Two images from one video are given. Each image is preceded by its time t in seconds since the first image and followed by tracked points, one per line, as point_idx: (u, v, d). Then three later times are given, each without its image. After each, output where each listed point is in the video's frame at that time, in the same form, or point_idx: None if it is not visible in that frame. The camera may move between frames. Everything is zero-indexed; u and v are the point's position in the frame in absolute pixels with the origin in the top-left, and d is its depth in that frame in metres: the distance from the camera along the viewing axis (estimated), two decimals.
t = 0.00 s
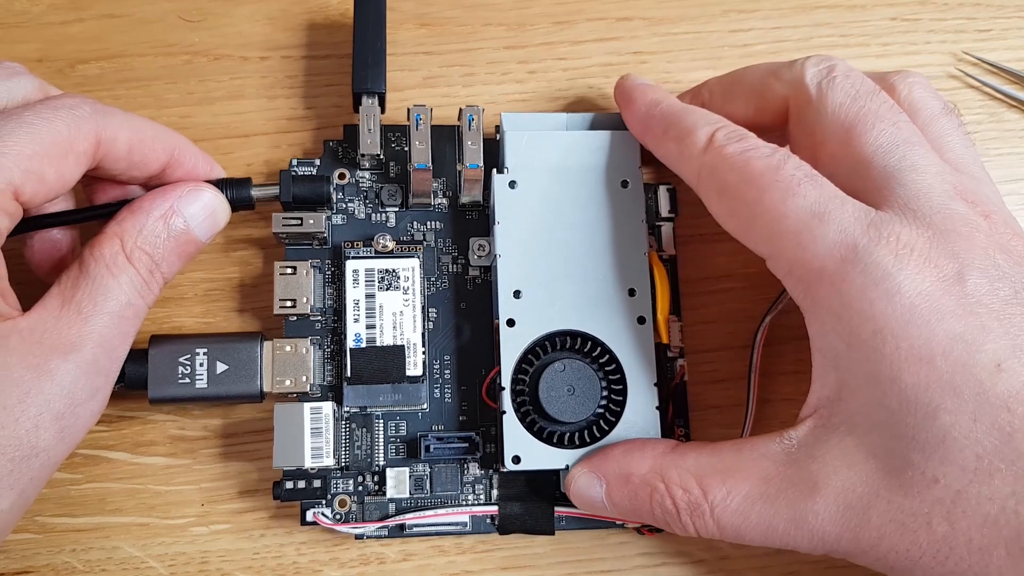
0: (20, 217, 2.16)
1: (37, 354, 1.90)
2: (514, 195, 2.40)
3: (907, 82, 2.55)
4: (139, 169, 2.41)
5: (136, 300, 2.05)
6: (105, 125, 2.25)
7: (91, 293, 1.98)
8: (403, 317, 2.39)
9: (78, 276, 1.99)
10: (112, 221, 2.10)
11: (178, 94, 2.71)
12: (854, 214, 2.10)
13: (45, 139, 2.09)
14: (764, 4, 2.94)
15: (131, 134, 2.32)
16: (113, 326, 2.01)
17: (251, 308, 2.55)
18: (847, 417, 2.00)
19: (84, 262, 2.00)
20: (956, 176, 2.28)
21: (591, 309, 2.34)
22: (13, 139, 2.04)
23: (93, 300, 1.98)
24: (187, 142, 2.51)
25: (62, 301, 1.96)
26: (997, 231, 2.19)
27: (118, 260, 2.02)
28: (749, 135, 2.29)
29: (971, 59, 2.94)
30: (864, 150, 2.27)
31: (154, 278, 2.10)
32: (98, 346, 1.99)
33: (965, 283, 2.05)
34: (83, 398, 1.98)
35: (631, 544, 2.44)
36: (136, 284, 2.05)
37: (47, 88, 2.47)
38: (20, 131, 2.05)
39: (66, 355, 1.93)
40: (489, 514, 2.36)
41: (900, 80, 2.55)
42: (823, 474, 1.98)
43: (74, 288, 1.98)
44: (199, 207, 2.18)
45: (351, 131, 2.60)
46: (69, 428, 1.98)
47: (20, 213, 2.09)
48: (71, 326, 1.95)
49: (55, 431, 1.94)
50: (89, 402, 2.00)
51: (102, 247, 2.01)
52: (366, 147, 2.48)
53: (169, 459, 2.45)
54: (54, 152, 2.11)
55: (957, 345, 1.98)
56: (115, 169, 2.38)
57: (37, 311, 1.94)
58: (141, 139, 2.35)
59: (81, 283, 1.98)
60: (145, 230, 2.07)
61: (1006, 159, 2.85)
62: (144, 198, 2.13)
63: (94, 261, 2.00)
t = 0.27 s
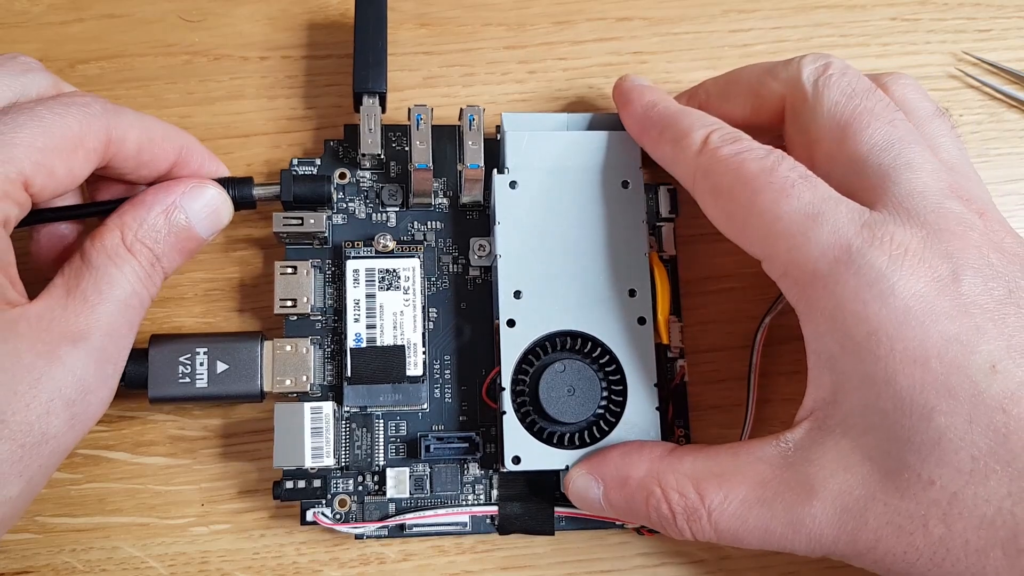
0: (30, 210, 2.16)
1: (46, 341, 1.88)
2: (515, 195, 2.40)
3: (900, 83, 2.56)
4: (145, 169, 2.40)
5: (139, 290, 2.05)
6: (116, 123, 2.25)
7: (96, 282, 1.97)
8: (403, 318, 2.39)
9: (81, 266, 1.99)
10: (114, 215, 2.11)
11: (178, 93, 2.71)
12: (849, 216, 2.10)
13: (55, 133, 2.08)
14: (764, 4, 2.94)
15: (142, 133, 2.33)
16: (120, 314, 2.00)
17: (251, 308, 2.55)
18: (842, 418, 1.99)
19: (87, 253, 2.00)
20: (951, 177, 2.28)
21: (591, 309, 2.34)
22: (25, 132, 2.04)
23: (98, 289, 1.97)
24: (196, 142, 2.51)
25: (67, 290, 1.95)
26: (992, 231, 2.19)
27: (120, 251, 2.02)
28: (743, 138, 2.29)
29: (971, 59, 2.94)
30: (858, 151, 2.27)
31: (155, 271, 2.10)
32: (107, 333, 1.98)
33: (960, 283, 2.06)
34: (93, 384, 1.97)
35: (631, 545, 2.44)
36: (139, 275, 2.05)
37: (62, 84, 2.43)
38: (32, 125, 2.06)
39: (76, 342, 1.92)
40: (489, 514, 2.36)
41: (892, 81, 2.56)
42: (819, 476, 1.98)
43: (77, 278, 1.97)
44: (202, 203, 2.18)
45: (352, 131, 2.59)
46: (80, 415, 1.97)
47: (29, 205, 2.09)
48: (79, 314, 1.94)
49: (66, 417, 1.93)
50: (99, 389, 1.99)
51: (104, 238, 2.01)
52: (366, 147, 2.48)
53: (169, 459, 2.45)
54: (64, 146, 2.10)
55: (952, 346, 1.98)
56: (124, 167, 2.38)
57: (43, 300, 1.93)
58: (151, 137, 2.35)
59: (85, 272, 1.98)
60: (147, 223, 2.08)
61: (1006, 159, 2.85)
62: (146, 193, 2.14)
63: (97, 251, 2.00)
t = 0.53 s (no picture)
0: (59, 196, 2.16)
1: (69, 320, 1.88)
2: (515, 198, 2.40)
3: (894, 90, 2.57)
4: (174, 166, 2.40)
5: (158, 275, 2.05)
6: (154, 117, 2.26)
7: (116, 265, 1.97)
8: (403, 320, 2.39)
9: (100, 250, 1.99)
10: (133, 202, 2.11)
11: (178, 93, 2.70)
12: (847, 220, 2.10)
13: (97, 121, 2.08)
14: (764, 4, 2.94)
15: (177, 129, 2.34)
16: (139, 297, 2.00)
17: (251, 309, 2.55)
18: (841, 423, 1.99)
19: (107, 237, 2.00)
20: (948, 181, 2.28)
21: (591, 312, 2.34)
22: (68, 114, 2.03)
23: (119, 271, 1.97)
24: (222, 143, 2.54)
25: (87, 272, 1.95)
26: (989, 234, 2.19)
27: (139, 237, 2.02)
28: (740, 142, 2.29)
29: (971, 59, 2.94)
30: (854, 155, 2.27)
31: (173, 258, 2.10)
32: (127, 314, 1.97)
33: (957, 287, 2.06)
34: (114, 362, 1.97)
35: (631, 545, 2.45)
36: (157, 260, 2.05)
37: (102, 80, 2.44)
38: (75, 109, 2.05)
39: (97, 322, 1.91)
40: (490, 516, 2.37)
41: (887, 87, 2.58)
42: (818, 481, 1.98)
43: (97, 261, 1.97)
44: (220, 194, 2.19)
45: (351, 134, 2.59)
46: (99, 395, 1.96)
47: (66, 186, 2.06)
48: (102, 295, 1.94)
49: (87, 394, 1.93)
50: (120, 367, 1.99)
51: (124, 224, 2.02)
52: (366, 150, 2.47)
53: (169, 459, 2.45)
54: (104, 134, 2.10)
55: (950, 350, 1.98)
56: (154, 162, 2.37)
57: (64, 280, 1.92)
58: (185, 134, 2.37)
59: (105, 255, 1.98)
60: (165, 210, 2.08)
61: (1005, 159, 2.86)
62: (166, 182, 2.14)
63: (117, 236, 2.00)
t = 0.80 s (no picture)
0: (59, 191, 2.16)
1: (56, 321, 1.89)
2: (512, 197, 2.40)
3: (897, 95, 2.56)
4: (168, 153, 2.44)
5: (151, 278, 2.05)
6: (148, 101, 2.28)
7: (109, 267, 1.97)
8: (402, 320, 2.39)
9: (96, 249, 1.99)
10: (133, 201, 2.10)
11: (178, 93, 2.70)
12: (855, 225, 2.10)
13: (93, 108, 2.09)
14: (764, 4, 2.94)
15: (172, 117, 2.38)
16: (128, 300, 2.00)
17: (251, 309, 2.55)
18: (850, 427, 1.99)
19: (104, 237, 2.00)
20: (952, 189, 2.30)
21: (590, 311, 2.34)
22: (65, 103, 2.03)
23: (111, 274, 1.97)
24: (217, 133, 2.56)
25: (79, 272, 1.96)
26: (995, 242, 2.20)
27: (135, 239, 2.02)
28: (749, 145, 2.29)
29: (971, 59, 2.94)
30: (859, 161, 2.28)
31: (168, 260, 2.10)
32: (115, 319, 1.98)
33: (965, 293, 2.06)
34: (97, 366, 1.98)
35: (631, 545, 2.44)
36: (151, 263, 2.05)
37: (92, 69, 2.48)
38: (71, 97, 2.05)
39: (83, 325, 1.92)
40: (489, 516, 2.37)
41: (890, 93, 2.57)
42: (829, 484, 1.98)
43: (91, 261, 1.98)
44: (220, 197, 2.16)
45: (350, 134, 2.59)
46: (81, 397, 1.98)
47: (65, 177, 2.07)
48: (94, 299, 1.95)
49: (67, 397, 1.95)
50: (103, 371, 2.00)
51: (121, 224, 2.01)
52: (364, 150, 2.47)
53: (169, 459, 2.45)
54: (99, 121, 2.11)
55: (959, 355, 1.99)
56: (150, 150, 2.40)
57: (56, 279, 1.94)
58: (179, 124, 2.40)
59: (100, 256, 1.98)
60: (164, 212, 2.07)
61: (1006, 158, 2.85)
62: (167, 181, 2.13)
63: (114, 237, 2.00)
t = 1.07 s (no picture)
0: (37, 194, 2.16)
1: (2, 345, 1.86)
2: (511, 196, 2.40)
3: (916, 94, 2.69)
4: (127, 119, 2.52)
5: (107, 297, 1.99)
6: (91, 86, 2.37)
7: (60, 288, 1.92)
8: (401, 319, 2.40)
9: (48, 269, 1.94)
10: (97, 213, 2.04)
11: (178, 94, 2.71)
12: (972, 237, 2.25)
13: (34, 105, 2.23)
14: (764, 4, 2.94)
15: (117, 87, 2.43)
16: (80, 323, 1.95)
17: (251, 308, 2.55)
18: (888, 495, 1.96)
19: (59, 255, 1.95)
20: (966, 210, 2.37)
21: (589, 309, 2.34)
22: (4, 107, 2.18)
23: (63, 295, 1.92)
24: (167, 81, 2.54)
25: (31, 293, 1.91)
26: None
27: (91, 257, 1.96)
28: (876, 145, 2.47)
29: (970, 59, 2.94)
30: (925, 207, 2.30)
31: (128, 276, 2.04)
32: (65, 343, 1.93)
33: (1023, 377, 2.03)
34: (44, 393, 1.95)
35: (632, 545, 2.44)
36: (107, 282, 1.98)
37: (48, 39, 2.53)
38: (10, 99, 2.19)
39: (27, 350, 1.89)
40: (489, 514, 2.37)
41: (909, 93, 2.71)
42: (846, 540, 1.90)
43: (44, 280, 1.93)
44: (183, 211, 2.08)
45: (349, 133, 2.60)
46: (26, 420, 1.96)
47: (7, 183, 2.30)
48: (39, 318, 1.89)
49: (11, 422, 1.93)
50: (51, 395, 1.97)
51: (78, 241, 1.96)
52: (363, 149, 2.48)
53: (169, 459, 2.45)
54: (42, 117, 2.25)
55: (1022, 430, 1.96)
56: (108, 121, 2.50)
57: (8, 301, 1.91)
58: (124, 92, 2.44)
59: (52, 276, 1.93)
60: (122, 228, 1.99)
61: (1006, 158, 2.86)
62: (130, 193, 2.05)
63: (68, 256, 1.94)
